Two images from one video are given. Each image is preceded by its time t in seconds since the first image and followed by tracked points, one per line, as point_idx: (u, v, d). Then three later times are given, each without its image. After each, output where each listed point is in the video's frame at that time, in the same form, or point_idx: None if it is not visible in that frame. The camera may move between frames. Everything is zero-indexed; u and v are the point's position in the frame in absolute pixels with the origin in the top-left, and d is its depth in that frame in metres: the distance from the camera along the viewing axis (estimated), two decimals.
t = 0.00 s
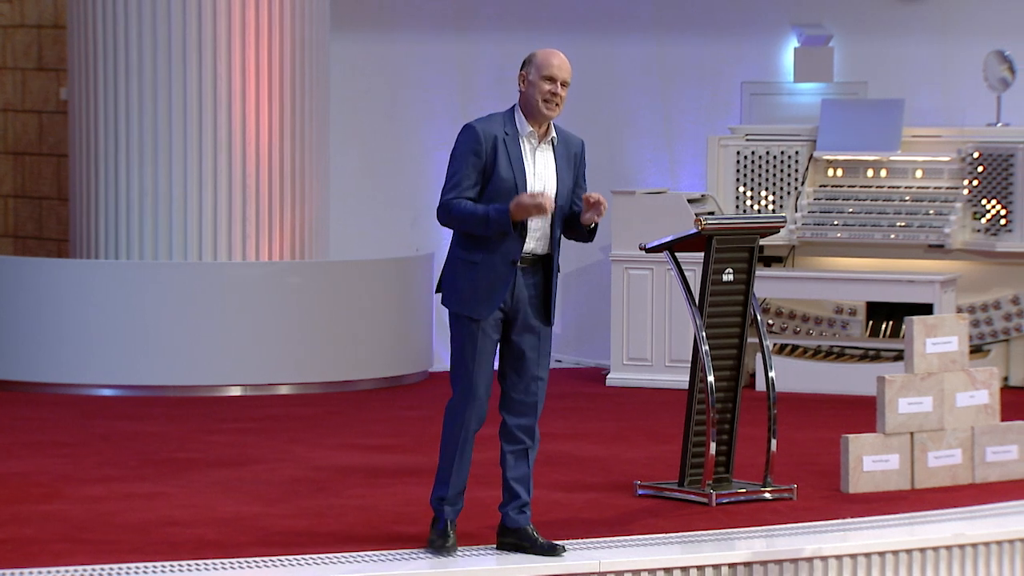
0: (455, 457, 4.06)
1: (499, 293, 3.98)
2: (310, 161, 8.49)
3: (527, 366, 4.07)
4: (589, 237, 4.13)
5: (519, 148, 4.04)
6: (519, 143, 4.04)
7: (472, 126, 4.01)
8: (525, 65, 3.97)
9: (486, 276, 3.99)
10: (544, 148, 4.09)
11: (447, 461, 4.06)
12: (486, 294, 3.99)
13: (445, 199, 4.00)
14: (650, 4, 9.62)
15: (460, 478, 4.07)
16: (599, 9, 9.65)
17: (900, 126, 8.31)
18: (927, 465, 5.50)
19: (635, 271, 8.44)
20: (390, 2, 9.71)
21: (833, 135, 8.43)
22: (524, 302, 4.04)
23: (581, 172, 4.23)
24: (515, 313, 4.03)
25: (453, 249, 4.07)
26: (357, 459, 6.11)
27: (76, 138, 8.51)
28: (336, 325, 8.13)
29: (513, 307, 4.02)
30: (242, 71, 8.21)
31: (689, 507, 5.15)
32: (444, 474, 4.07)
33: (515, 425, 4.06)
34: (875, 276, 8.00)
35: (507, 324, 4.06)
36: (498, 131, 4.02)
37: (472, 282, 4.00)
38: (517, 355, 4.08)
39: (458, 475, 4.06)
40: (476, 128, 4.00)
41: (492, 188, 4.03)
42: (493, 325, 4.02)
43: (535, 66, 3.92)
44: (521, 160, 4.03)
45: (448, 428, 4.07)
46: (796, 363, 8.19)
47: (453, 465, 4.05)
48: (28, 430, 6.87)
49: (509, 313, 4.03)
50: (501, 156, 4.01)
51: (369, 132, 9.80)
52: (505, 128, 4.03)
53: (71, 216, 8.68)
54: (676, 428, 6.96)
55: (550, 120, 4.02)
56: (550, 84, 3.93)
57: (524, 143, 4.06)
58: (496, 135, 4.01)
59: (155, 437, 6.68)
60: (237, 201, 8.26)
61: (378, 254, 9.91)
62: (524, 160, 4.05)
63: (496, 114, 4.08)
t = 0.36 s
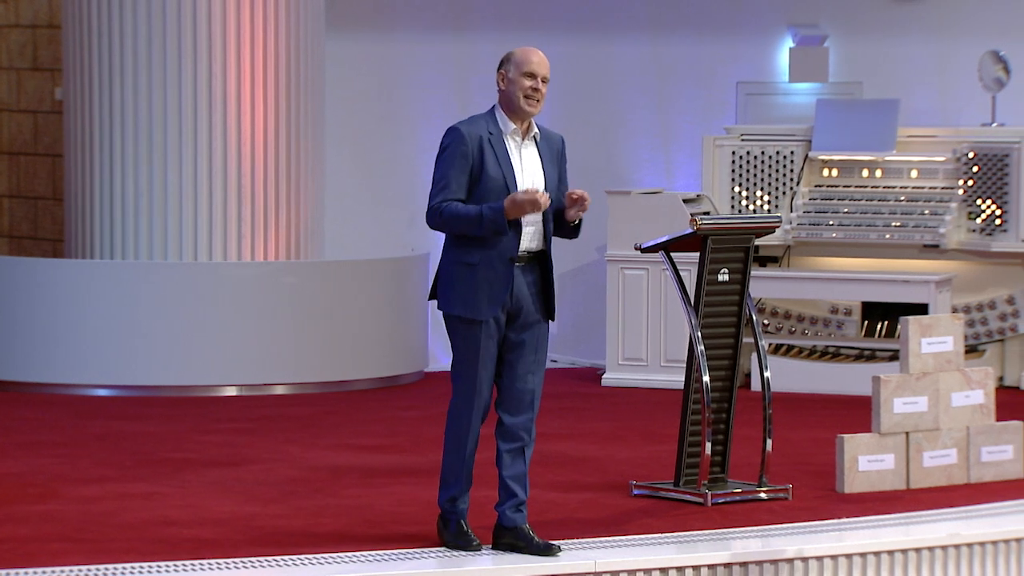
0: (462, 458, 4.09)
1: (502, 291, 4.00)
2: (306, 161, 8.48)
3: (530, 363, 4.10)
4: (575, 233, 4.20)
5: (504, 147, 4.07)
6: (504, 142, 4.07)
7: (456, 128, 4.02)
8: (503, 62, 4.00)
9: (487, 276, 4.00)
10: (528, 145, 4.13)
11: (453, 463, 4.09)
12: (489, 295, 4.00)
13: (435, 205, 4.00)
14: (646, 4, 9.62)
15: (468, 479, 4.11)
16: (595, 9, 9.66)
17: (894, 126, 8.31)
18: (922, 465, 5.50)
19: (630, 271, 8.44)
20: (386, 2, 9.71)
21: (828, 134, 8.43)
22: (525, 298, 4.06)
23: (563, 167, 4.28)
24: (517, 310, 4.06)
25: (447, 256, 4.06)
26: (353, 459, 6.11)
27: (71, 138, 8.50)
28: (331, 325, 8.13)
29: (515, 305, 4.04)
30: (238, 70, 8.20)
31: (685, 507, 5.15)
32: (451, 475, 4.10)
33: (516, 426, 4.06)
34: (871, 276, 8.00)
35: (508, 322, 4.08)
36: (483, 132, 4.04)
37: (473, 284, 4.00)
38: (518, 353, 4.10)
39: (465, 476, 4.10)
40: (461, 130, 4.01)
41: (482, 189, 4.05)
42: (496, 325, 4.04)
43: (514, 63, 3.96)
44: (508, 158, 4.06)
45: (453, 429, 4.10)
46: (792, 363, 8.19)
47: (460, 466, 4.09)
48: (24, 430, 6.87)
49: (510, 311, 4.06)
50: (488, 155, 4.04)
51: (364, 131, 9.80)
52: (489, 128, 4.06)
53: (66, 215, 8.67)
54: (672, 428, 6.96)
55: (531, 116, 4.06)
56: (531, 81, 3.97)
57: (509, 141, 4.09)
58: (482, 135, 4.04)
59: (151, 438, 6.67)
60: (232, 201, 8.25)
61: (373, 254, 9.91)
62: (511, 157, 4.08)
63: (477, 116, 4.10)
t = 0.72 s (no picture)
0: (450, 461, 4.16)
1: (479, 290, 4.08)
2: (301, 162, 8.48)
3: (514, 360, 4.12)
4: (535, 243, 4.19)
5: (473, 148, 4.12)
6: (472, 144, 4.13)
7: (425, 133, 4.08)
8: (465, 64, 4.09)
9: (462, 277, 4.08)
10: (495, 145, 4.18)
11: (437, 465, 4.16)
12: (465, 295, 4.07)
13: (410, 212, 4.05)
14: (641, 4, 9.62)
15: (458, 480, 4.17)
16: (590, 9, 9.66)
17: (889, 126, 8.31)
18: (917, 465, 5.50)
19: (625, 271, 8.44)
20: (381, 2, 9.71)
21: (821, 135, 8.44)
22: (501, 296, 4.11)
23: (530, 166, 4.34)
24: (494, 308, 4.11)
25: (422, 258, 4.13)
26: (348, 459, 6.11)
27: (66, 138, 8.49)
28: (326, 325, 8.12)
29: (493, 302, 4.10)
30: (233, 70, 8.20)
31: (679, 507, 5.15)
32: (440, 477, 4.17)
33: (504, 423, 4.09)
34: (866, 276, 8.01)
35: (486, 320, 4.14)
36: (451, 134, 4.10)
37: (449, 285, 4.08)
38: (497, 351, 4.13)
39: (454, 477, 4.16)
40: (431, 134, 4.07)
41: (454, 192, 4.11)
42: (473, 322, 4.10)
43: (478, 64, 4.05)
44: (478, 159, 4.11)
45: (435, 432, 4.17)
46: (787, 363, 8.20)
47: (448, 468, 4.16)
48: (18, 430, 6.86)
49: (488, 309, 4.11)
50: (458, 157, 4.09)
51: (359, 131, 9.80)
52: (456, 131, 4.12)
53: (61, 215, 8.66)
54: (666, 428, 6.96)
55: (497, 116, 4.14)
56: (495, 80, 4.06)
57: (476, 143, 4.14)
58: (450, 138, 4.09)
59: (145, 437, 6.67)
60: (227, 202, 8.25)
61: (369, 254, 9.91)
62: (480, 158, 4.14)
63: (444, 118, 4.15)
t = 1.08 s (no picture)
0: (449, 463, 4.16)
1: (465, 287, 4.16)
2: (299, 162, 8.48)
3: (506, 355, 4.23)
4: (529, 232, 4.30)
5: (457, 147, 4.23)
6: (457, 142, 4.24)
7: (410, 132, 4.15)
8: (447, 64, 4.18)
9: (451, 274, 4.13)
10: (477, 143, 4.31)
11: (437, 464, 4.16)
12: (454, 293, 4.14)
13: (397, 209, 4.09)
14: (639, 4, 9.62)
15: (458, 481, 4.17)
16: (588, 9, 9.66)
17: (887, 126, 8.31)
18: (915, 464, 5.50)
19: (623, 271, 8.44)
20: (379, 2, 9.71)
21: (819, 134, 8.45)
22: (488, 293, 4.22)
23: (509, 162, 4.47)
24: (482, 304, 4.21)
25: (409, 257, 4.17)
26: (346, 459, 6.11)
27: (64, 138, 8.49)
28: (324, 325, 8.12)
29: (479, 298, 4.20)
30: (231, 71, 8.20)
31: (677, 507, 5.15)
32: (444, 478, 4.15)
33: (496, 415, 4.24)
34: (864, 276, 8.01)
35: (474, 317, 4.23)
36: (437, 133, 4.19)
37: (437, 284, 4.13)
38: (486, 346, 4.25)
39: (455, 479, 4.16)
40: (417, 133, 4.15)
41: (439, 189, 4.21)
42: (463, 320, 4.17)
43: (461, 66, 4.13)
44: (463, 157, 4.23)
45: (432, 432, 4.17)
46: (786, 363, 8.20)
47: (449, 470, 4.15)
48: (17, 430, 6.86)
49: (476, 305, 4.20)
50: (443, 154, 4.19)
51: (357, 131, 9.79)
52: (441, 129, 4.21)
53: (60, 215, 8.66)
54: (664, 428, 6.96)
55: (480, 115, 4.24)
56: (478, 80, 4.15)
57: (461, 141, 4.26)
58: (436, 137, 4.19)
59: (143, 438, 6.67)
60: (225, 202, 8.25)
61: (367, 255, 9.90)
62: (464, 156, 4.25)
63: (428, 117, 4.24)
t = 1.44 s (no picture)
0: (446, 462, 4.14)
1: (450, 287, 4.17)
2: (294, 162, 8.47)
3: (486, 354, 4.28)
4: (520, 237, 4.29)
5: (445, 146, 4.25)
6: (445, 141, 4.25)
7: (397, 130, 4.19)
8: (435, 66, 4.20)
9: (438, 271, 4.17)
10: (468, 143, 4.31)
11: (436, 462, 4.15)
12: (439, 291, 4.16)
13: (381, 206, 4.13)
14: (634, 4, 9.62)
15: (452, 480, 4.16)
16: (582, 9, 9.66)
17: (882, 127, 8.31)
18: (909, 464, 5.51)
19: (617, 271, 8.44)
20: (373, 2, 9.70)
21: (813, 134, 8.45)
22: (477, 292, 4.22)
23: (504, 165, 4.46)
24: (469, 303, 4.22)
25: (399, 255, 4.23)
26: (341, 459, 6.11)
27: (58, 138, 8.48)
28: (319, 325, 8.11)
29: (466, 299, 4.20)
30: (225, 71, 8.19)
31: (672, 507, 5.15)
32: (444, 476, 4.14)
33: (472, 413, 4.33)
34: (858, 276, 8.01)
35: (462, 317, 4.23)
36: (424, 132, 4.22)
37: (423, 281, 4.17)
38: (473, 346, 4.27)
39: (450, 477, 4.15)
40: (404, 131, 4.18)
41: (426, 187, 4.22)
42: (450, 319, 4.18)
43: (447, 66, 4.14)
44: (451, 156, 4.24)
45: (431, 431, 4.16)
46: (781, 363, 8.20)
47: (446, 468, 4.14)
48: (11, 430, 6.85)
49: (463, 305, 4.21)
50: (430, 153, 4.20)
51: (352, 132, 9.78)
52: (430, 129, 4.23)
53: (53, 216, 8.65)
54: (658, 428, 6.97)
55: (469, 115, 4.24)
56: (463, 80, 4.16)
57: (450, 141, 4.27)
58: (423, 136, 4.21)
59: (138, 438, 6.66)
60: (219, 202, 8.24)
61: (361, 255, 9.90)
62: (453, 155, 4.26)
63: (418, 117, 4.27)
